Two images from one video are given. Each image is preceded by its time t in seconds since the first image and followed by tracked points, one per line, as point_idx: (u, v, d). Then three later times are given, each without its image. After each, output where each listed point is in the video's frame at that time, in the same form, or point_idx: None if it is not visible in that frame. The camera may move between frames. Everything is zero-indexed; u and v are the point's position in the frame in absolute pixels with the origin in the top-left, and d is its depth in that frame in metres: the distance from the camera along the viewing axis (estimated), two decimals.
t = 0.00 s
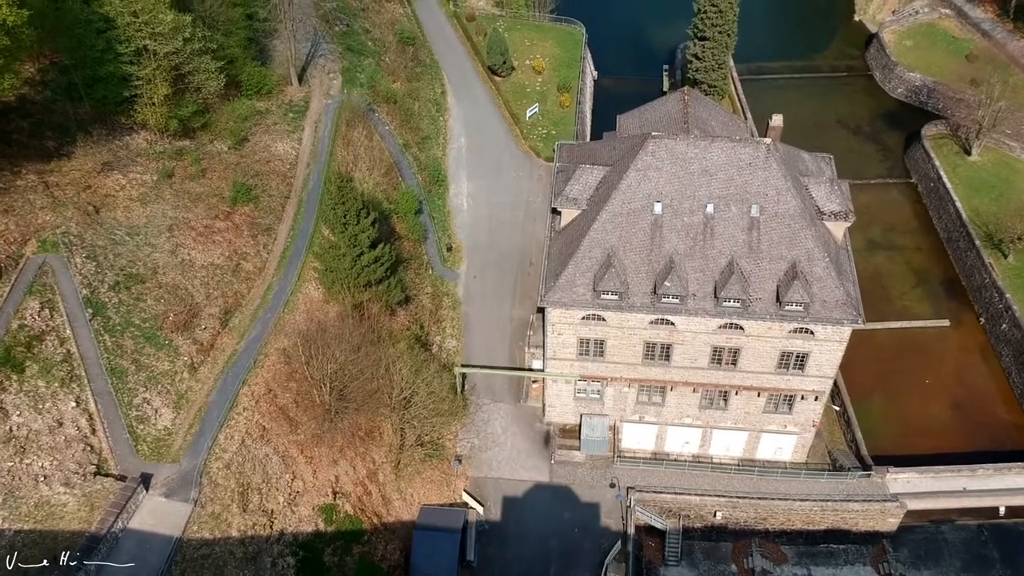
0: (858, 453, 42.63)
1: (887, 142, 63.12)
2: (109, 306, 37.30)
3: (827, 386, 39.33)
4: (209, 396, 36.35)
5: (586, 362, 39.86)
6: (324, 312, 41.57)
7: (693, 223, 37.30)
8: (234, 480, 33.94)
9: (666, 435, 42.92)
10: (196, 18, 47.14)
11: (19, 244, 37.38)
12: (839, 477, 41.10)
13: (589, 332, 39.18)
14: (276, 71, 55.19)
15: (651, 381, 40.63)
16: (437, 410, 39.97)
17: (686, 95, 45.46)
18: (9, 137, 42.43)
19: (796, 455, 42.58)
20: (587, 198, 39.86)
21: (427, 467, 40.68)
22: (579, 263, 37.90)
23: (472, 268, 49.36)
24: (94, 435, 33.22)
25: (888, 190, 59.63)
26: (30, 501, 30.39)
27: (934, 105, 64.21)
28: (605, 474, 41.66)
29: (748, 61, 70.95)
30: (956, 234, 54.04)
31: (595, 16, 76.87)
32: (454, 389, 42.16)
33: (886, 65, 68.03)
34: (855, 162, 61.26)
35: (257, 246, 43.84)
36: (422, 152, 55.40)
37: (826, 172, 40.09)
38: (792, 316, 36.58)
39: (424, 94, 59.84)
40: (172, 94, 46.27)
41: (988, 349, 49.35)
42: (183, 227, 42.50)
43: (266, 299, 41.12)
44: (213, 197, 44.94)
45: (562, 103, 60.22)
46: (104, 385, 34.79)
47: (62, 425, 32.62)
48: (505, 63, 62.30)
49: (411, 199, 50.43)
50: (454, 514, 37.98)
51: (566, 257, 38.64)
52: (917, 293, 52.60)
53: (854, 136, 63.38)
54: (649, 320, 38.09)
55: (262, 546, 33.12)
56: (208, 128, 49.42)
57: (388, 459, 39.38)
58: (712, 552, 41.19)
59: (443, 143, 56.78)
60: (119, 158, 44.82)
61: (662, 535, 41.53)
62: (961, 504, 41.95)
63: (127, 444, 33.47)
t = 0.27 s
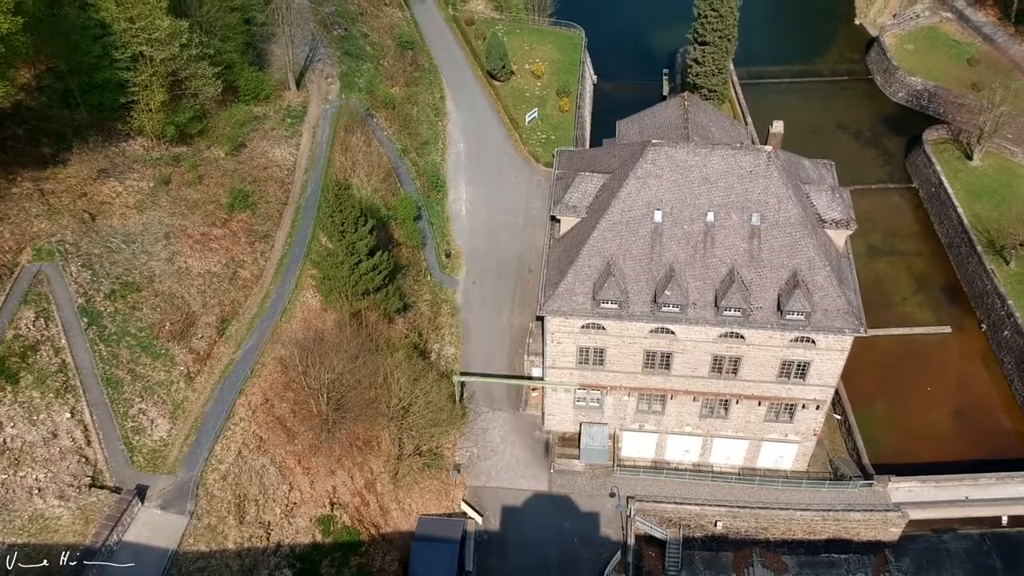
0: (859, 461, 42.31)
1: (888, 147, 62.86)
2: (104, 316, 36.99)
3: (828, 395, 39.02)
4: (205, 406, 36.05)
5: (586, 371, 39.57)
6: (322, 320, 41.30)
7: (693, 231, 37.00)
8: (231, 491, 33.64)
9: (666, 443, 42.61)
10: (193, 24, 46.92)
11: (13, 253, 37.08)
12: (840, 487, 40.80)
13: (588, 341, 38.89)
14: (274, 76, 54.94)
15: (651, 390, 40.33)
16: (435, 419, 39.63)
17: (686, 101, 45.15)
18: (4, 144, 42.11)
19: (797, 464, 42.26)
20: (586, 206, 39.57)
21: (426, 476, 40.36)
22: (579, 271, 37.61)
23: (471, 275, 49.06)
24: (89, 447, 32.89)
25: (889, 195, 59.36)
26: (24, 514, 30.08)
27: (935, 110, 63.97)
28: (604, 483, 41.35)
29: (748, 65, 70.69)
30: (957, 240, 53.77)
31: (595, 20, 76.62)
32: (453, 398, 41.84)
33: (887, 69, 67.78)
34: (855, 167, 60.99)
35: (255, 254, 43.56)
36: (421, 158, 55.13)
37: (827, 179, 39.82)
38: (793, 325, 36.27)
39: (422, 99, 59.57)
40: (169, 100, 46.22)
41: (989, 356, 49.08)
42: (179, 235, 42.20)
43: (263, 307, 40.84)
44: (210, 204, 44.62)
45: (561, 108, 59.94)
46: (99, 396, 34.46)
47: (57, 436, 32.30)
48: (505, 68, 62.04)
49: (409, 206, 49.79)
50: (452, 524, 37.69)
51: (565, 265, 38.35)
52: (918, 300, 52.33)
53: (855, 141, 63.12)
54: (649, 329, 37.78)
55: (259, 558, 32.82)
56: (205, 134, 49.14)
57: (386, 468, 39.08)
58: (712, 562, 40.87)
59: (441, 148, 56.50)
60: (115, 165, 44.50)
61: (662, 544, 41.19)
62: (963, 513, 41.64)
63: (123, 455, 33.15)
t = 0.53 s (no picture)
0: (861, 470, 42.00)
1: (889, 152, 62.59)
2: (100, 325, 36.68)
3: (829, 404, 38.70)
4: (202, 416, 35.74)
5: (585, 380, 39.27)
6: (319, 329, 41.02)
7: (693, 239, 36.70)
8: (227, 503, 33.33)
9: (666, 452, 42.30)
10: (190, 29, 46.56)
11: (8, 262, 36.78)
12: (842, 496, 40.49)
13: (588, 350, 38.58)
14: (271, 80, 54.66)
15: (651, 399, 40.03)
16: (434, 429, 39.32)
17: (686, 106, 44.85)
18: None
19: (798, 472, 41.92)
20: (586, 214, 39.28)
21: (424, 486, 40.03)
22: (578, 280, 37.31)
23: (470, 281, 48.75)
24: (84, 458, 32.59)
25: (890, 200, 59.06)
26: (17, 528, 29.79)
27: (936, 114, 63.69)
28: (604, 493, 41.07)
29: (748, 69, 70.41)
30: (959, 245, 53.47)
31: (595, 23, 76.33)
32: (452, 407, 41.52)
33: (888, 73, 67.51)
34: (856, 172, 60.70)
35: (252, 261, 43.25)
36: (420, 163, 54.83)
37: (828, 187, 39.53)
38: (794, 334, 35.96)
39: (421, 103, 59.26)
40: (165, 106, 45.72)
41: (991, 363, 48.78)
42: (176, 242, 41.89)
43: (260, 316, 40.56)
44: (207, 211, 44.30)
45: (561, 112, 59.66)
46: (94, 407, 34.14)
47: (51, 448, 31.99)
48: (504, 72, 61.75)
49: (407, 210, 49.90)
50: (451, 535, 37.40)
51: (565, 274, 38.05)
52: (920, 306, 52.03)
53: (855, 146, 62.84)
54: (649, 338, 37.47)
55: (255, 571, 32.50)
56: (203, 140, 48.85)
57: (384, 478, 38.75)
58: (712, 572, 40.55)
59: (440, 153, 56.20)
60: (111, 172, 44.19)
61: (662, 554, 40.86)
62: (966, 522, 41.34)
63: (118, 466, 32.84)
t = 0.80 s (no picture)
0: (862, 479, 41.71)
1: (890, 156, 62.30)
2: (95, 334, 36.38)
3: (831, 414, 38.39)
4: (198, 427, 35.44)
5: (585, 389, 38.99)
6: (317, 337, 40.73)
7: (694, 248, 36.41)
8: (223, 515, 33.02)
9: (666, 461, 42.01)
10: (187, 35, 46.26)
11: (2, 270, 36.52)
12: (843, 506, 40.18)
13: (587, 359, 38.27)
14: (269, 85, 54.38)
15: (651, 408, 39.71)
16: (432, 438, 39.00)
17: (686, 112, 44.56)
18: None
19: (799, 481, 41.60)
20: (585, 222, 39.00)
21: (422, 496, 39.70)
22: (578, 289, 37.02)
23: (469, 288, 48.44)
24: (79, 470, 32.29)
25: (891, 205, 58.77)
26: (11, 541, 29.50)
27: (937, 118, 63.40)
28: (604, 502, 40.80)
29: (748, 73, 70.13)
30: (961, 251, 53.17)
31: (594, 27, 76.07)
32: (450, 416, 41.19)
33: (889, 77, 67.24)
34: (857, 177, 60.41)
35: (249, 268, 42.95)
36: (418, 168, 54.53)
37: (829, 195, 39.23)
38: (795, 343, 35.65)
39: (420, 108, 58.96)
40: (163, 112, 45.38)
41: (993, 370, 48.47)
42: (172, 250, 41.61)
43: (257, 324, 40.27)
44: (204, 218, 44.00)
45: (560, 117, 59.36)
46: (90, 417, 33.84)
47: (46, 460, 31.69)
48: (503, 77, 61.47)
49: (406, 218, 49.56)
50: (449, 545, 37.07)
51: (564, 282, 37.77)
52: (921, 312, 51.73)
53: (856, 150, 62.56)
54: (649, 347, 37.16)
55: None
56: (200, 146, 48.57)
57: (382, 488, 38.44)
58: None
59: (439, 158, 55.90)
60: (107, 179, 43.90)
61: (662, 564, 40.54)
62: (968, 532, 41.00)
63: (113, 478, 32.54)
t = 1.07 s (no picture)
0: (864, 489, 41.39)
1: (890, 162, 62.04)
2: (90, 346, 36.06)
3: (832, 425, 38.09)
4: (194, 439, 35.13)
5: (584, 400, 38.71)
6: (314, 347, 40.42)
7: (693, 258, 36.12)
8: (218, 528, 32.68)
9: (666, 472, 41.70)
10: (183, 42, 45.91)
11: None
12: (844, 517, 39.87)
13: (586, 370, 37.97)
14: (267, 92, 54.10)
15: (651, 418, 39.40)
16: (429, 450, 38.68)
17: (686, 120, 44.26)
18: None
19: (799, 492, 41.28)
20: (584, 232, 38.68)
21: (420, 508, 39.36)
22: (577, 299, 36.72)
23: (467, 296, 48.13)
24: (73, 484, 31.97)
25: (892, 211, 58.50)
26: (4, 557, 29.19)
27: (938, 124, 63.15)
28: (603, 513, 40.51)
29: (748, 78, 69.87)
30: (962, 258, 52.90)
31: (594, 32, 75.82)
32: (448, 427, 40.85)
33: (889, 83, 66.98)
34: (857, 183, 60.15)
35: (246, 278, 42.65)
36: (417, 175, 54.22)
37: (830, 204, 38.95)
38: (796, 354, 35.35)
39: (418, 114, 58.66)
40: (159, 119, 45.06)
41: (995, 379, 48.17)
42: (168, 259, 41.29)
43: (254, 334, 39.97)
44: (200, 227, 43.68)
45: (560, 123, 59.10)
46: (84, 430, 33.52)
47: (39, 474, 31.38)
48: (502, 82, 61.20)
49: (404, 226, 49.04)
50: (447, 558, 36.74)
51: (563, 293, 37.48)
52: (922, 320, 51.46)
53: (857, 156, 62.30)
54: (648, 358, 36.87)
55: None
56: (197, 153, 48.27)
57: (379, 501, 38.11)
58: None
59: (437, 164, 55.61)
60: (103, 188, 43.58)
61: None
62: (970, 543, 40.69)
63: (108, 492, 32.23)
